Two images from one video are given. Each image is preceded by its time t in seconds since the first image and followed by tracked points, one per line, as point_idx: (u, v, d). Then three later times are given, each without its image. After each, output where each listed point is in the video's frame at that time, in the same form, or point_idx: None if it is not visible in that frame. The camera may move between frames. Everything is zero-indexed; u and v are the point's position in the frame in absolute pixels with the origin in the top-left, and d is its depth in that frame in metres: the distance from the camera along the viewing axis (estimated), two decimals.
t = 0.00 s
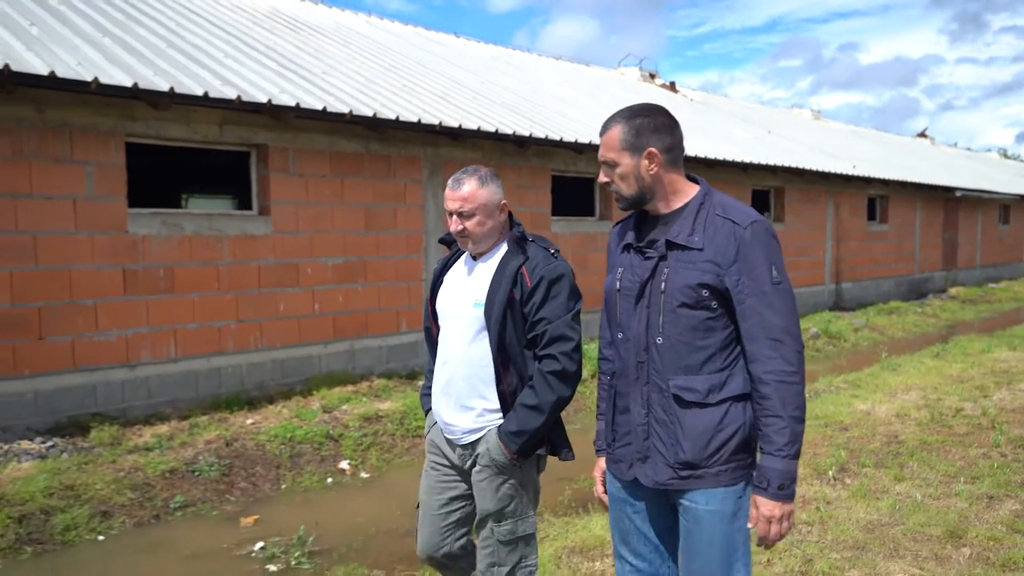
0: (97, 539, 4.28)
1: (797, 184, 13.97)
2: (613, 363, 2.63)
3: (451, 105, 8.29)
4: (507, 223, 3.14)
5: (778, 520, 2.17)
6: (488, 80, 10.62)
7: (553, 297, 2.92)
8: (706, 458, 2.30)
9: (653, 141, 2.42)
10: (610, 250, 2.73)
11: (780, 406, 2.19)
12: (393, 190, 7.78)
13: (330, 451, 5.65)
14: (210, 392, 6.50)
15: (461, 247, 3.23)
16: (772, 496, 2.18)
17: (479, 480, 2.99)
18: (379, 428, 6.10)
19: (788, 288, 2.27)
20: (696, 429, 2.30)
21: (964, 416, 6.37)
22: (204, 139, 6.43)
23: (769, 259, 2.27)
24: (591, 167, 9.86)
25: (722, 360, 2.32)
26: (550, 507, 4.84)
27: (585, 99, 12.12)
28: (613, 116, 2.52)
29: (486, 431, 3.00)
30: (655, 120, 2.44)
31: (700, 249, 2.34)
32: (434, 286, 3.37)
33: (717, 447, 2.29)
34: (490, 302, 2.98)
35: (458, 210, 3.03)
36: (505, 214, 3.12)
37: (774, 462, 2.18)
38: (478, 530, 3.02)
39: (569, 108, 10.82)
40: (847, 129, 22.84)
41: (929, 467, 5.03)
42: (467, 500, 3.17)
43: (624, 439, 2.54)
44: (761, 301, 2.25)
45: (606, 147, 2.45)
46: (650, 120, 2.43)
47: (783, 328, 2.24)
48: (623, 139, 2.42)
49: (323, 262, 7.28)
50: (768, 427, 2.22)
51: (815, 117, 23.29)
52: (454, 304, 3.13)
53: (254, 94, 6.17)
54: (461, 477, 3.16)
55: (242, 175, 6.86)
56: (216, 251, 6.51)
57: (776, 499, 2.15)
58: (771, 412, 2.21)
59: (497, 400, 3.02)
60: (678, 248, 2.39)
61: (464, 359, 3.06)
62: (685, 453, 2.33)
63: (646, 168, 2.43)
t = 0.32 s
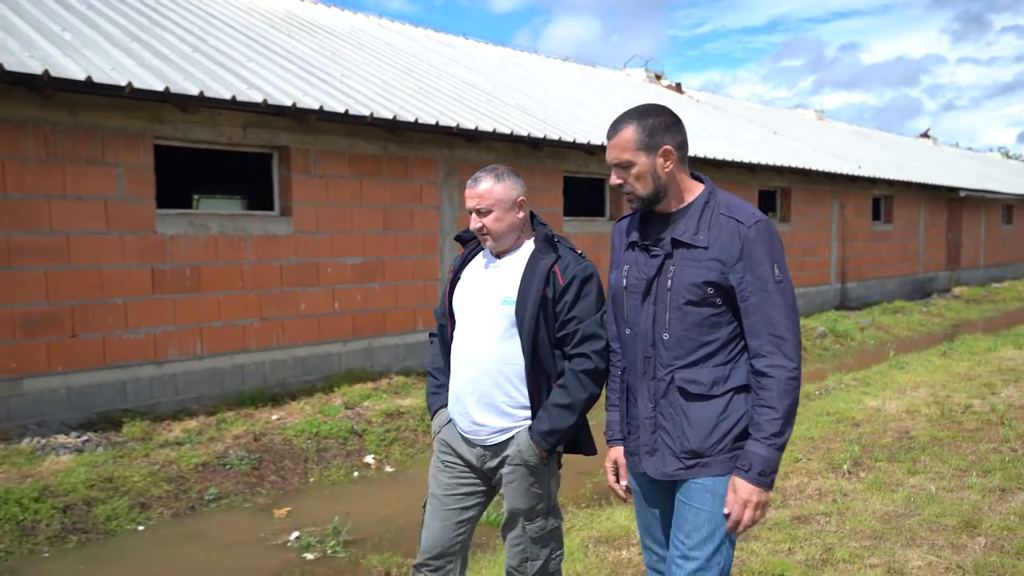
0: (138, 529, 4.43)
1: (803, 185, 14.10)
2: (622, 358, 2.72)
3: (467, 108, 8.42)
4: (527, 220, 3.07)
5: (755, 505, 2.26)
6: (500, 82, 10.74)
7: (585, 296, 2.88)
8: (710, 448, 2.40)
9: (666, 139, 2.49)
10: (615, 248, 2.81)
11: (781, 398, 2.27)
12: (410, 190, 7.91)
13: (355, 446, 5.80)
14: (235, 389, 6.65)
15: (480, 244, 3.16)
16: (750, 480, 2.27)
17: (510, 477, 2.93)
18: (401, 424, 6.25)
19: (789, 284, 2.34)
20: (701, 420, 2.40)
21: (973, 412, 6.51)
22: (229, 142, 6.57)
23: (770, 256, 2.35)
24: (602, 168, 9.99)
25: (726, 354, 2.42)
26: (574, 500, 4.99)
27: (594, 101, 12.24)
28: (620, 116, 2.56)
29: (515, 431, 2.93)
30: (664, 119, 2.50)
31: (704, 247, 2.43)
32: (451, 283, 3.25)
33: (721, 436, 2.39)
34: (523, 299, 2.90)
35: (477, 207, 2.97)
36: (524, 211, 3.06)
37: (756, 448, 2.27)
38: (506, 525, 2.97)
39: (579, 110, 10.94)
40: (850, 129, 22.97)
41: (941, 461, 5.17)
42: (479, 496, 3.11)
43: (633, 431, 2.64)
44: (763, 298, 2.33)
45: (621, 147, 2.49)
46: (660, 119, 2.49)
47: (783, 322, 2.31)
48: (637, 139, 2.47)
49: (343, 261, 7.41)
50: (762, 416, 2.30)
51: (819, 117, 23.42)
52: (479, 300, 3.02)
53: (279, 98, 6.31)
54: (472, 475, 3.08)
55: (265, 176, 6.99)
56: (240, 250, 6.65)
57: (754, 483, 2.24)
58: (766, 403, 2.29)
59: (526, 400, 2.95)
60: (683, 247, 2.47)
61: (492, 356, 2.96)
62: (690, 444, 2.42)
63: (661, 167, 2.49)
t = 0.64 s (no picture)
0: (181, 521, 4.61)
1: (816, 185, 14.18)
2: (643, 365, 2.70)
3: (488, 111, 8.54)
4: (526, 231, 2.97)
5: (806, 525, 2.26)
6: (517, 84, 10.85)
7: (591, 305, 2.81)
8: (727, 462, 2.37)
9: (702, 143, 2.46)
10: (642, 252, 2.78)
11: (804, 416, 2.26)
12: (431, 191, 8.02)
13: (384, 442, 5.93)
14: (263, 386, 6.78)
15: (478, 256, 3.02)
16: (800, 502, 2.25)
17: (527, 491, 2.81)
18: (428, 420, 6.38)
19: (817, 301, 2.32)
20: (718, 433, 2.38)
21: (991, 410, 6.60)
22: (258, 144, 6.70)
23: (797, 272, 2.32)
24: (618, 169, 10.08)
25: (747, 367, 2.39)
26: (603, 494, 5.12)
27: (610, 102, 12.32)
28: (655, 119, 2.53)
29: (526, 444, 2.81)
30: (700, 124, 2.48)
31: (729, 259, 2.40)
32: (450, 296, 3.07)
33: (739, 451, 2.36)
34: (530, 308, 2.77)
35: (480, 218, 2.85)
36: (524, 222, 2.95)
37: (800, 470, 2.25)
38: (524, 538, 2.88)
39: (593, 111, 11.01)
40: (860, 129, 23.01)
41: (962, 457, 5.28)
42: (493, 512, 2.98)
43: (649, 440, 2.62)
44: (790, 314, 2.30)
45: (656, 150, 2.45)
46: (697, 123, 2.46)
47: (810, 340, 2.30)
48: (674, 142, 2.43)
49: (367, 261, 7.52)
50: (793, 435, 2.29)
51: (829, 117, 23.46)
52: (483, 311, 2.89)
53: (308, 102, 6.44)
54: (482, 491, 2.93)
55: (292, 178, 7.13)
56: (269, 250, 6.79)
57: (806, 505, 2.23)
58: (796, 422, 2.28)
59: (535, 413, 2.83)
60: (707, 257, 2.44)
61: (500, 369, 2.82)
62: (705, 456, 2.39)
63: (696, 171, 2.46)
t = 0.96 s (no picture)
0: (222, 513, 4.73)
1: (828, 185, 14.27)
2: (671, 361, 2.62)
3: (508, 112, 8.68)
4: (509, 224, 3.04)
5: (823, 542, 2.13)
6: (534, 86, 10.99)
7: (579, 290, 2.89)
8: (752, 467, 2.28)
9: (752, 131, 2.38)
10: (678, 244, 2.70)
11: (833, 425, 2.13)
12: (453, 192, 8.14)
13: (412, 437, 6.07)
14: (292, 383, 6.93)
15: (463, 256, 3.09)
16: (816, 516, 2.14)
17: (511, 478, 2.86)
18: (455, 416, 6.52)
19: (856, 306, 2.19)
20: (743, 436, 2.28)
21: (1008, 408, 6.71)
22: (287, 146, 6.84)
23: (837, 274, 2.20)
24: (635, 169, 10.20)
25: (779, 370, 2.27)
26: (630, 489, 5.24)
27: (623, 103, 12.43)
28: (705, 104, 2.46)
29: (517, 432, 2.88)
30: (751, 111, 2.40)
31: (765, 255, 2.29)
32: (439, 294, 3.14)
33: (765, 457, 2.26)
34: (517, 298, 2.86)
35: (461, 216, 2.91)
36: (506, 216, 3.03)
37: (820, 483, 2.13)
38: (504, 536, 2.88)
39: (608, 112, 11.13)
40: (870, 129, 23.04)
41: (981, 453, 5.38)
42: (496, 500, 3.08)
43: (670, 437, 2.55)
44: (825, 317, 2.18)
45: (703, 134, 2.38)
46: (748, 111, 2.39)
47: (845, 345, 2.16)
48: (724, 127, 2.36)
49: (391, 261, 7.65)
50: (816, 444, 2.16)
51: (839, 117, 23.51)
52: (471, 307, 2.96)
53: (337, 104, 6.59)
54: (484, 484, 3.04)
55: (318, 179, 7.26)
56: (297, 250, 6.93)
57: (820, 520, 2.11)
58: (820, 431, 2.15)
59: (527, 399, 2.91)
60: (743, 252, 2.35)
61: (490, 361, 2.90)
62: (730, 459, 2.31)
63: (744, 159, 2.38)
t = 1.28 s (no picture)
0: (254, 506, 4.85)
1: (836, 186, 14.39)
2: (694, 362, 2.61)
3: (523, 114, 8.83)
4: (515, 225, 3.07)
5: (782, 525, 2.15)
6: (546, 87, 11.13)
7: (581, 289, 2.92)
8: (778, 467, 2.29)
9: (760, 140, 2.35)
10: (698, 247, 2.69)
11: (831, 416, 2.13)
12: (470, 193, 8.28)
13: (434, 434, 6.21)
14: (314, 381, 7.07)
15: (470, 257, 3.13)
16: (785, 497, 2.15)
17: (508, 468, 2.96)
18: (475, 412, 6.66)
19: (876, 303, 2.18)
20: (771, 437, 2.28)
21: (1017, 405, 6.83)
22: (309, 147, 6.98)
23: (861, 272, 2.19)
24: (646, 171, 10.33)
25: (804, 371, 2.29)
26: (650, 484, 5.37)
27: (633, 104, 12.56)
28: (720, 109, 2.43)
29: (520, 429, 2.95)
30: (765, 118, 2.35)
31: (790, 256, 2.28)
32: (445, 299, 3.19)
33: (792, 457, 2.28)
34: (518, 298, 2.91)
35: (471, 219, 2.94)
36: (513, 218, 3.07)
37: (800, 465, 2.15)
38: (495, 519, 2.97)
39: (618, 113, 11.25)
40: (874, 130, 23.15)
41: (993, 449, 5.51)
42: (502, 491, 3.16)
43: (694, 438, 2.54)
44: (848, 315, 2.16)
45: (712, 141, 2.38)
46: (760, 118, 2.35)
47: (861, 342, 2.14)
48: (731, 136, 2.34)
49: (409, 261, 7.78)
50: (811, 430, 2.16)
51: (844, 117, 23.61)
52: (475, 309, 3.01)
53: (360, 108, 6.75)
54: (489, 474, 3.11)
55: (339, 181, 7.40)
56: (318, 250, 7.06)
57: (789, 501, 2.13)
58: (819, 419, 2.15)
59: (530, 396, 2.97)
60: (768, 254, 2.34)
61: (494, 361, 2.97)
62: (757, 460, 2.31)
63: (751, 168, 2.36)
